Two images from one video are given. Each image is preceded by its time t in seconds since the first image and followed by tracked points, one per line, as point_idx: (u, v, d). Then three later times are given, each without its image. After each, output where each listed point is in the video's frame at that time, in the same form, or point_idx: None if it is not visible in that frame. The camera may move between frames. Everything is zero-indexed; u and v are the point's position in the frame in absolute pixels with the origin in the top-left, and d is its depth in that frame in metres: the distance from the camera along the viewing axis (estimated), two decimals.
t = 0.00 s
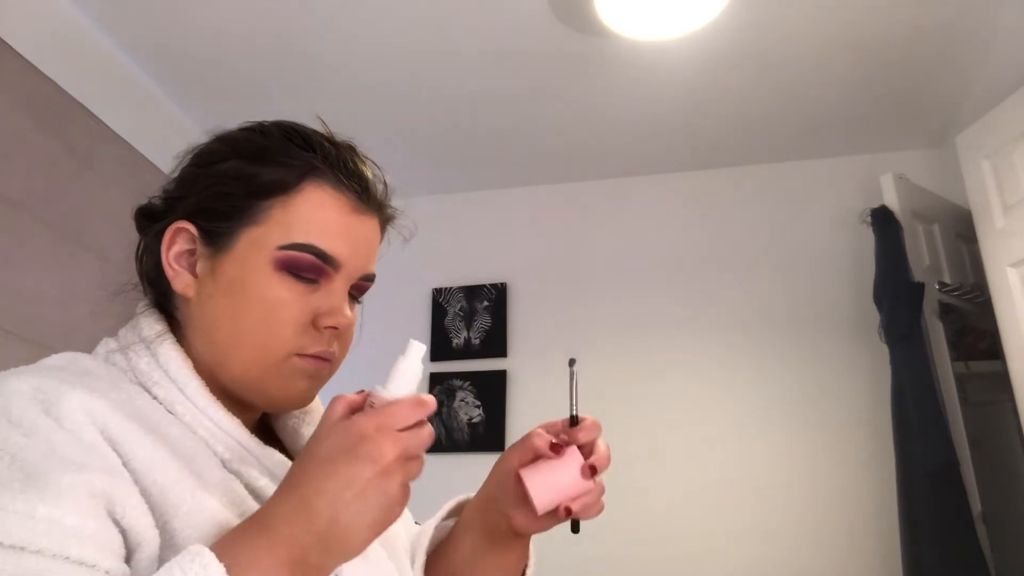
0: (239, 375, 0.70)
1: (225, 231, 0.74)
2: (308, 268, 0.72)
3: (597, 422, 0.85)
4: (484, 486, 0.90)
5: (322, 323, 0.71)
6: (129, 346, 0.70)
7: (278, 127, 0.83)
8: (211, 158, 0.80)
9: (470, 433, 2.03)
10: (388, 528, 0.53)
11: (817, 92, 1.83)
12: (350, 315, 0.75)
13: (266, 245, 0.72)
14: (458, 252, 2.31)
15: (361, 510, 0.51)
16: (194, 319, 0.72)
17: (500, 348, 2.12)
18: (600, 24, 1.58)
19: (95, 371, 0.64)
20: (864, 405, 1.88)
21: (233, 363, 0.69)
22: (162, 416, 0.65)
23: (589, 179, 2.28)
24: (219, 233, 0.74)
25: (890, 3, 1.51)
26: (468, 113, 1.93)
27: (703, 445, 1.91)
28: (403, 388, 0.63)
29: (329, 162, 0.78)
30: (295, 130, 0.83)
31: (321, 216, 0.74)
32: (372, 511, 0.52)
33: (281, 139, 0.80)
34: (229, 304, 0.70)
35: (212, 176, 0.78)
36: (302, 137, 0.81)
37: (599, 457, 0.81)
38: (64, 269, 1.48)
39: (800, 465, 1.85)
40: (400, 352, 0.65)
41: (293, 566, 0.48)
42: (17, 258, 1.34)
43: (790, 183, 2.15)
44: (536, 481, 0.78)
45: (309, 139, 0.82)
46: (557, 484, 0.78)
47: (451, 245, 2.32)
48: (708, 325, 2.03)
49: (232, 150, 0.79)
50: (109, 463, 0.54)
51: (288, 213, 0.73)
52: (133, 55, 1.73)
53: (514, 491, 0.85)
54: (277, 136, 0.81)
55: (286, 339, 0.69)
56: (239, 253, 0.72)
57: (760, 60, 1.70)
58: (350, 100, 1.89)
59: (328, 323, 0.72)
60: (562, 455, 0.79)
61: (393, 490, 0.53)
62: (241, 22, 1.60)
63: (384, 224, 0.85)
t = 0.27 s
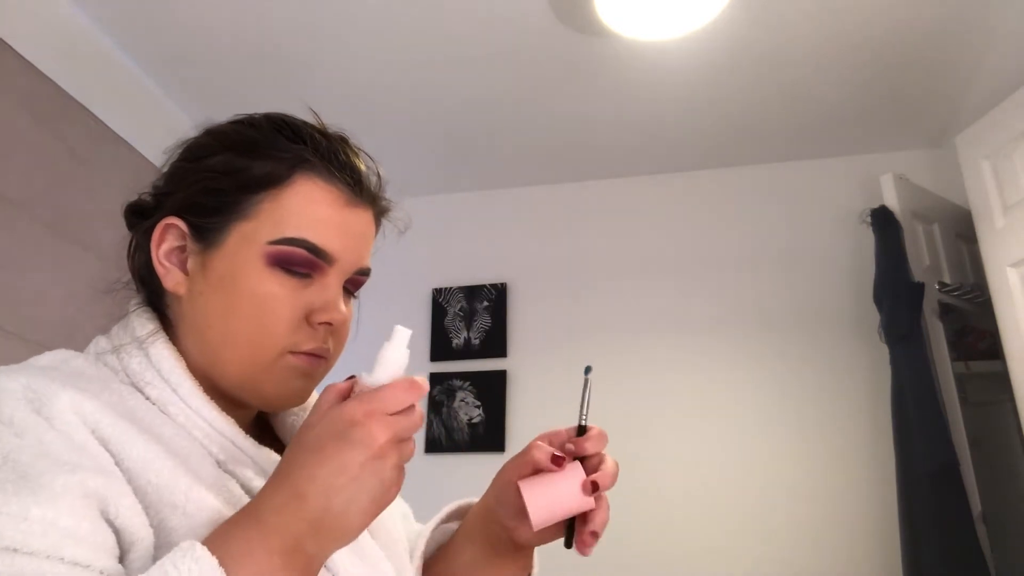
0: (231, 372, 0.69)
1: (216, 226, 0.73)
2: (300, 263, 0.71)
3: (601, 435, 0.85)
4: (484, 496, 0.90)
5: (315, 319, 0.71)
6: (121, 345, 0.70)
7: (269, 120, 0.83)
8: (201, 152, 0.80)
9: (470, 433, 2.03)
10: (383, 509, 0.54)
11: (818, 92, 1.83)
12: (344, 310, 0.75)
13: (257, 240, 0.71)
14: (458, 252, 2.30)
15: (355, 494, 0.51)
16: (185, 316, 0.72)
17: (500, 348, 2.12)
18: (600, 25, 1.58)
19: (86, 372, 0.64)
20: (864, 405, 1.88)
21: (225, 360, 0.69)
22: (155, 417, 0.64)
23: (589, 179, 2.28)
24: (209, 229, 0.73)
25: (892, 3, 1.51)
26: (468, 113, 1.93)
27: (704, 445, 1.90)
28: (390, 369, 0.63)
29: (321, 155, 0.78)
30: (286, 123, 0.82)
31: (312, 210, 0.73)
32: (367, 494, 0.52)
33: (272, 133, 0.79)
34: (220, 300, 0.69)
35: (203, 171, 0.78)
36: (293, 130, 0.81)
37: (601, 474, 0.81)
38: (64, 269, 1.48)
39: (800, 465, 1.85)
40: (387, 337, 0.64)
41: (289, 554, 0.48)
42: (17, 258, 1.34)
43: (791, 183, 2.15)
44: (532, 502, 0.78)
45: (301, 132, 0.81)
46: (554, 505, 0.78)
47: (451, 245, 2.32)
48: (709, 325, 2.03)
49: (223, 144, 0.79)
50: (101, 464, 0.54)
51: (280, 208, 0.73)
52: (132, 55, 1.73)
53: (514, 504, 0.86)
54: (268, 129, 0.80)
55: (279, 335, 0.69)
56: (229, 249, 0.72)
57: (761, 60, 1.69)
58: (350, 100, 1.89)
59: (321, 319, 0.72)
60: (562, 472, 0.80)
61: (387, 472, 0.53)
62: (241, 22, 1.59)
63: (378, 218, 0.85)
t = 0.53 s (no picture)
0: (228, 373, 0.69)
1: (212, 225, 0.73)
2: (298, 262, 0.71)
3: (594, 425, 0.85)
4: (479, 497, 0.90)
5: (314, 319, 0.71)
6: (117, 345, 0.69)
7: (265, 116, 0.82)
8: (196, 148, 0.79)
9: (470, 433, 2.03)
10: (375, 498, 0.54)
11: (818, 92, 1.82)
12: (342, 308, 0.75)
13: (253, 239, 0.71)
14: (458, 252, 2.30)
15: (347, 484, 0.51)
16: (180, 315, 0.71)
17: (500, 348, 2.11)
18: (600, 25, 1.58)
19: (82, 374, 0.63)
20: (865, 405, 1.88)
21: (221, 360, 0.69)
22: (152, 417, 0.64)
23: (589, 179, 2.27)
24: (205, 228, 0.73)
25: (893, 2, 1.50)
26: (468, 113, 1.92)
27: (704, 445, 1.90)
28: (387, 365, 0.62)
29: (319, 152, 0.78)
30: (283, 119, 0.82)
31: (309, 208, 0.73)
32: (360, 485, 0.52)
33: (269, 129, 0.79)
34: (216, 299, 0.69)
35: (199, 168, 0.77)
36: (289, 126, 0.81)
37: (595, 464, 0.81)
38: (64, 268, 1.48)
39: (801, 465, 1.84)
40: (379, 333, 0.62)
41: (282, 547, 0.48)
42: (18, 258, 1.34)
43: (791, 183, 2.14)
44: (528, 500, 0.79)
45: (298, 128, 0.81)
46: (550, 500, 0.79)
47: (451, 245, 2.32)
48: (709, 326, 2.03)
49: (219, 141, 0.79)
50: (97, 464, 0.54)
51: (277, 205, 0.72)
52: (132, 55, 1.73)
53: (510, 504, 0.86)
54: (264, 125, 0.80)
55: (276, 335, 0.69)
56: (225, 248, 0.71)
57: (761, 60, 1.69)
58: (350, 100, 1.89)
59: (319, 318, 0.72)
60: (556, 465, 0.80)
61: (379, 463, 0.53)
62: (241, 22, 1.59)
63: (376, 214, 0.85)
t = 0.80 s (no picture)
0: (226, 374, 0.69)
1: (211, 225, 0.72)
2: (297, 263, 0.71)
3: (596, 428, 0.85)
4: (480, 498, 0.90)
5: (312, 321, 0.71)
6: (115, 345, 0.69)
7: (266, 114, 0.82)
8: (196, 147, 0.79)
9: (470, 433, 2.03)
10: (373, 500, 0.53)
11: (818, 92, 1.82)
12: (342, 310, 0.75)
13: (253, 240, 0.71)
14: (458, 252, 2.30)
15: (343, 485, 0.51)
16: (178, 315, 0.71)
17: (500, 348, 2.11)
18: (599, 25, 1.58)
19: (77, 374, 0.63)
20: (865, 405, 1.88)
21: (220, 361, 0.69)
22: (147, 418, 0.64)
23: (589, 179, 2.27)
24: (204, 227, 0.73)
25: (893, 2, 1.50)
26: (468, 112, 1.92)
27: (704, 445, 1.90)
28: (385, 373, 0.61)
29: (320, 151, 0.77)
30: (284, 118, 0.81)
31: (309, 209, 0.73)
32: (356, 486, 0.51)
33: (269, 128, 0.79)
34: (215, 301, 0.69)
35: (199, 167, 0.77)
36: (290, 125, 0.80)
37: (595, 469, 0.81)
38: (64, 268, 1.48)
39: (801, 465, 1.84)
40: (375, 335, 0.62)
41: (277, 546, 0.48)
42: (17, 258, 1.34)
43: (791, 183, 2.14)
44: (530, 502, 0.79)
45: (299, 127, 0.81)
46: (551, 501, 0.79)
47: (451, 245, 2.32)
48: (709, 326, 2.03)
49: (219, 139, 0.78)
50: (91, 465, 0.53)
51: (277, 206, 0.72)
52: (132, 55, 1.73)
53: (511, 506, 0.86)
54: (264, 123, 0.79)
55: (274, 337, 0.69)
56: (224, 248, 0.71)
57: (761, 60, 1.69)
58: (350, 100, 1.88)
59: (318, 320, 0.71)
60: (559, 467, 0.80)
61: (377, 464, 0.53)
62: (241, 22, 1.59)
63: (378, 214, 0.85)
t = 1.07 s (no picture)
0: (226, 375, 0.69)
1: (212, 225, 0.72)
2: (298, 264, 0.71)
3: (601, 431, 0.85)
4: (482, 500, 0.90)
5: (313, 322, 0.71)
6: (114, 345, 0.69)
7: (268, 113, 0.82)
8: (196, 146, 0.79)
9: (470, 433, 2.03)
10: (375, 504, 0.52)
11: (818, 92, 1.82)
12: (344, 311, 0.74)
13: (254, 239, 0.70)
14: (458, 252, 2.30)
15: (342, 488, 0.50)
16: (178, 316, 0.71)
17: (500, 348, 2.11)
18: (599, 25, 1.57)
19: (77, 375, 0.63)
20: (865, 405, 1.87)
21: (220, 362, 0.68)
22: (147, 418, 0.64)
23: (588, 179, 2.27)
24: (205, 227, 0.73)
25: (893, 2, 1.50)
26: (468, 112, 1.92)
27: (703, 444, 1.90)
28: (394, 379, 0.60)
29: (322, 152, 0.77)
30: (285, 117, 0.81)
31: (310, 209, 0.72)
32: (355, 489, 0.51)
33: (271, 128, 0.79)
34: (216, 301, 0.69)
35: (200, 167, 0.77)
36: (292, 125, 0.80)
37: (599, 471, 0.80)
38: (64, 267, 1.48)
39: (801, 465, 1.84)
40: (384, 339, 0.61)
41: (275, 547, 0.48)
42: (17, 257, 1.34)
43: (791, 183, 2.14)
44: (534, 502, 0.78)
45: (300, 126, 0.81)
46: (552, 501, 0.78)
47: (451, 245, 2.32)
48: (709, 326, 2.03)
49: (220, 138, 0.78)
50: (90, 465, 0.53)
51: (278, 206, 0.72)
52: (132, 55, 1.73)
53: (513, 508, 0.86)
54: (265, 123, 0.80)
55: (275, 338, 0.69)
56: (224, 249, 0.71)
57: (760, 60, 1.69)
58: (350, 100, 1.88)
59: (319, 321, 0.71)
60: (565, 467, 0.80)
61: (377, 466, 0.52)
62: (241, 22, 1.59)
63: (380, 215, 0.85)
